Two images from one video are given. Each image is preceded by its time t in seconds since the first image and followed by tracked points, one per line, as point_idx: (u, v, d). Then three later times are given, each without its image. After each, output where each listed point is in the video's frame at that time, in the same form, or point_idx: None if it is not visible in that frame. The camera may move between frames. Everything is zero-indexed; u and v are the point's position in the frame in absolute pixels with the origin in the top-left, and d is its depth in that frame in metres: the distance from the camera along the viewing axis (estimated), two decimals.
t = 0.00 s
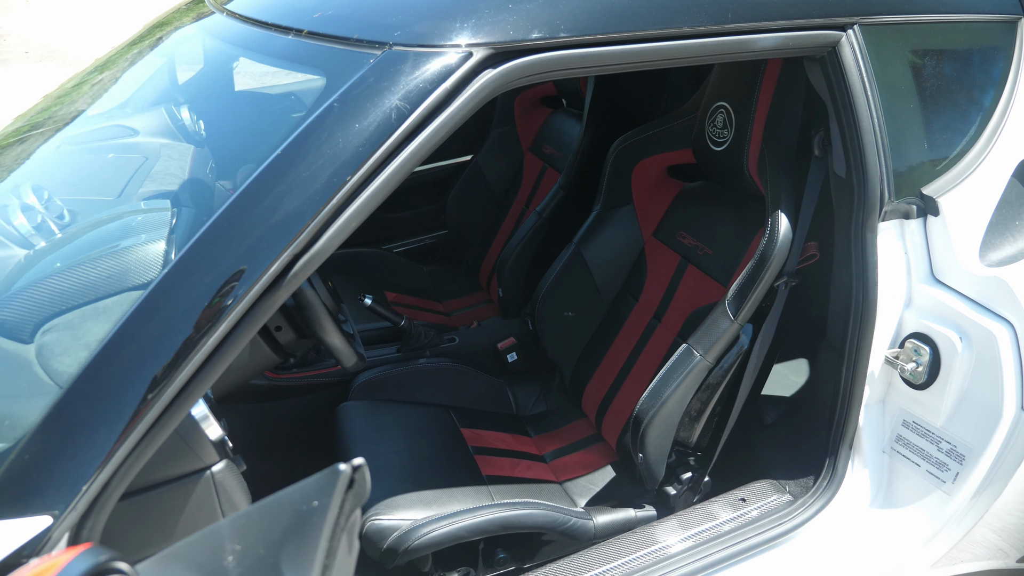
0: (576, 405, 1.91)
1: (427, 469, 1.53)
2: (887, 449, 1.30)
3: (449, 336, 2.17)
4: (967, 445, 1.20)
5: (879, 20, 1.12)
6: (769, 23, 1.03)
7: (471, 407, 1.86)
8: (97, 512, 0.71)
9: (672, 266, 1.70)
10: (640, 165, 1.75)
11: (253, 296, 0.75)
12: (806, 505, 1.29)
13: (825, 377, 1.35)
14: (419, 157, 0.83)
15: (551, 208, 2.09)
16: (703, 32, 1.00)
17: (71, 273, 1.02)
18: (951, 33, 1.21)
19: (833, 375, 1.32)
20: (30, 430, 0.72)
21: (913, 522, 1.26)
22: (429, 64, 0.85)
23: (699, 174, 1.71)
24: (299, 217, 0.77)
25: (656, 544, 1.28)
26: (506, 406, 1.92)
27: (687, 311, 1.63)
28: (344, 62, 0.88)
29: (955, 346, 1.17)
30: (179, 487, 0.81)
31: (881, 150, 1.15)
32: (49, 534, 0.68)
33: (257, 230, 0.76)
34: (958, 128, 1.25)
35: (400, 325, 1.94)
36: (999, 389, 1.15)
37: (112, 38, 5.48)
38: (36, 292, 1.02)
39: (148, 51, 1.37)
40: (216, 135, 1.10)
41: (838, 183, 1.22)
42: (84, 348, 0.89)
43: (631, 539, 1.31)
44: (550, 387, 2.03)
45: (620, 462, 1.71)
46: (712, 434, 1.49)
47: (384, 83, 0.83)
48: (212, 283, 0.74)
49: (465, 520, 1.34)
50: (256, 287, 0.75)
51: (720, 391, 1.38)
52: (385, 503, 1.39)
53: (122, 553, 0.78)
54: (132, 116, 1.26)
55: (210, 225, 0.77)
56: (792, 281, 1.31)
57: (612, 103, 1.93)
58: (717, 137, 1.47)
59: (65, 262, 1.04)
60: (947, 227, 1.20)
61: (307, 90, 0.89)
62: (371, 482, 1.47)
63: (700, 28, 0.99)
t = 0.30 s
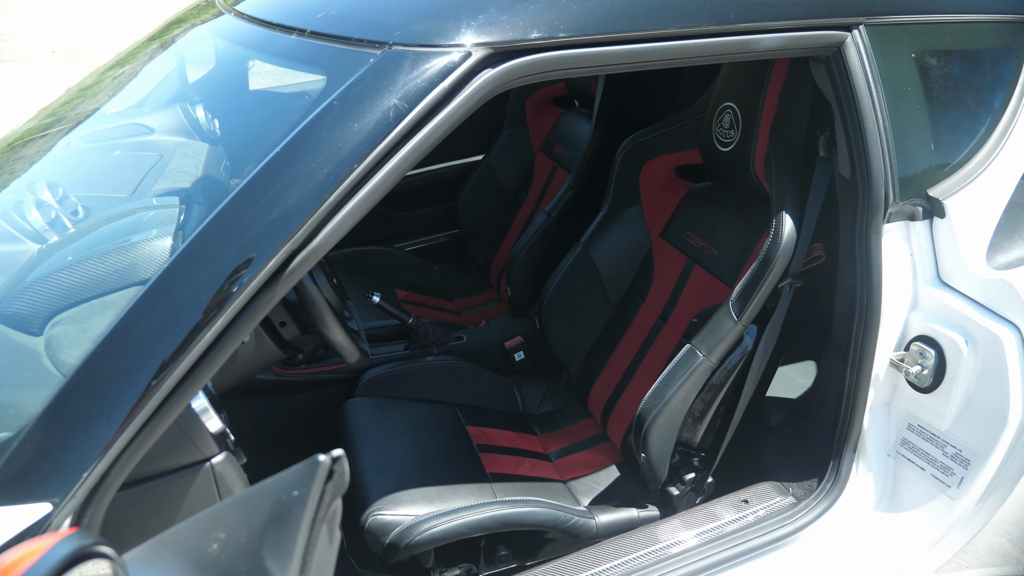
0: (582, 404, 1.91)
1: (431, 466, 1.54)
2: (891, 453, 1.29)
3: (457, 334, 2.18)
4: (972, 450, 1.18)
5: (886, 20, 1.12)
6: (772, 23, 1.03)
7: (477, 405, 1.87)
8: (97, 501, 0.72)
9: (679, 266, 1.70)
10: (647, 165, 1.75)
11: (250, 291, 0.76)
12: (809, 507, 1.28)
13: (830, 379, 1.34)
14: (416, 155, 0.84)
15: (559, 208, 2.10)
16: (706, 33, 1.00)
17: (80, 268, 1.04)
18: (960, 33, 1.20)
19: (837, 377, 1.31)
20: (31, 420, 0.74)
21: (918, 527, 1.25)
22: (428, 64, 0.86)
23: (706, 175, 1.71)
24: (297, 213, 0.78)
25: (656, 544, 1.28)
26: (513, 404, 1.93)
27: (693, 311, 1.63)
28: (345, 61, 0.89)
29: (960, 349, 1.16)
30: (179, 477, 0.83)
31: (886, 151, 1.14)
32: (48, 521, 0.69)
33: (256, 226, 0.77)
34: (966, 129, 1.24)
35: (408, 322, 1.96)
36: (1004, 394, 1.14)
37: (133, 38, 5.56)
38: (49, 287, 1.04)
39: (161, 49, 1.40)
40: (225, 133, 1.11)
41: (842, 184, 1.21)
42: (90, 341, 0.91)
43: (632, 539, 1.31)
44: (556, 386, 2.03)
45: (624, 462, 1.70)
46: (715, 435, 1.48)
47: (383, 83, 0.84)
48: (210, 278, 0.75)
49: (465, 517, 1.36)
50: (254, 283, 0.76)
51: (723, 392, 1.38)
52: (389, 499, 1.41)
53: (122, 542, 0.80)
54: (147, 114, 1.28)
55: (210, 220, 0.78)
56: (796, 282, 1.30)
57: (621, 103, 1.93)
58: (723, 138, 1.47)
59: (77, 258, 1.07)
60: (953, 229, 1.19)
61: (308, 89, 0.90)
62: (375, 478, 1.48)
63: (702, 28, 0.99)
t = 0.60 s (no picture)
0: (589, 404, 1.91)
1: (435, 462, 1.55)
2: (896, 457, 1.28)
3: (465, 332, 2.19)
4: (976, 455, 1.17)
5: (892, 21, 1.11)
6: (775, 23, 1.03)
7: (484, 403, 1.88)
8: (97, 488, 0.74)
9: (685, 268, 1.69)
10: (656, 166, 1.75)
11: (249, 286, 0.78)
12: (812, 510, 1.27)
13: (834, 381, 1.33)
14: (414, 153, 0.85)
15: (568, 208, 2.10)
16: (708, 33, 1.00)
17: (90, 262, 1.06)
18: (971, 35, 1.18)
19: (841, 380, 1.30)
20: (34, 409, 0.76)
21: (920, 532, 1.24)
22: (428, 64, 0.87)
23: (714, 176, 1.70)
24: (295, 209, 0.80)
25: (656, 544, 1.28)
26: (519, 403, 1.94)
27: (699, 312, 1.62)
28: (347, 60, 0.91)
29: (965, 354, 1.15)
30: (180, 468, 0.85)
31: (891, 153, 1.14)
32: (49, 506, 0.71)
33: (256, 221, 0.79)
34: (974, 131, 1.23)
35: (416, 320, 1.97)
36: (1010, 399, 1.12)
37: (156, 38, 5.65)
38: (61, 280, 1.06)
39: (176, 47, 1.42)
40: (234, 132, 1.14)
41: (848, 186, 1.21)
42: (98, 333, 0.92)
43: (632, 538, 1.31)
44: (563, 386, 2.04)
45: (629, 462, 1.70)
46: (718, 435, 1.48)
47: (383, 81, 0.86)
48: (209, 272, 0.77)
49: (466, 513, 1.37)
50: (252, 277, 0.78)
51: (726, 393, 1.38)
52: (391, 493, 1.43)
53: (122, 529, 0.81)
54: (164, 111, 1.30)
55: (211, 214, 0.80)
56: (801, 284, 1.29)
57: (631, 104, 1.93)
58: (731, 138, 1.47)
59: (88, 251, 1.09)
60: (959, 232, 1.18)
61: (310, 87, 0.92)
62: (379, 473, 1.50)
63: (704, 29, 0.99)
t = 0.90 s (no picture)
0: (596, 404, 1.91)
1: (441, 459, 1.57)
2: (901, 462, 1.26)
3: (474, 330, 2.21)
4: (982, 461, 1.16)
5: (901, 22, 1.10)
6: (781, 23, 1.03)
7: (492, 401, 1.89)
8: (100, 476, 0.76)
9: (693, 269, 1.69)
10: (665, 167, 1.75)
11: (250, 280, 0.80)
12: (815, 514, 1.26)
13: (840, 385, 1.32)
14: (414, 152, 0.87)
15: (579, 208, 2.10)
16: (711, 34, 1.00)
17: (103, 256, 1.09)
18: (983, 36, 1.17)
19: (847, 383, 1.29)
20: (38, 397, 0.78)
21: (925, 538, 1.22)
22: (430, 64, 0.89)
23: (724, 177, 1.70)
24: (296, 205, 0.82)
25: (658, 544, 1.28)
26: (527, 401, 1.94)
27: (706, 314, 1.61)
28: (350, 59, 0.93)
29: (971, 358, 1.14)
30: (182, 458, 0.87)
31: (897, 155, 1.13)
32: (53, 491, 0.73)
33: (258, 217, 0.81)
34: (985, 134, 1.21)
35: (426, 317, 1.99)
36: (1016, 405, 1.11)
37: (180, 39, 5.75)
38: (75, 272, 1.09)
39: (193, 45, 1.44)
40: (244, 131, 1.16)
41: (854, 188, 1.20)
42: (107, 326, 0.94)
43: (634, 538, 1.31)
44: (571, 385, 2.04)
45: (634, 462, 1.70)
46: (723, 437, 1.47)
47: (384, 81, 0.87)
48: (211, 265, 0.79)
49: (468, 509, 1.38)
50: (253, 272, 0.80)
51: (731, 395, 1.37)
52: (396, 488, 1.44)
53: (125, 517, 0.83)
54: (183, 109, 1.32)
55: (214, 209, 0.81)
56: (807, 286, 1.28)
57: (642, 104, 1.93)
58: (740, 140, 1.46)
59: (102, 245, 1.11)
60: (966, 235, 1.17)
61: (315, 85, 0.94)
62: (385, 468, 1.51)
63: (708, 29, 0.99)
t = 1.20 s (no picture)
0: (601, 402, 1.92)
1: (444, 455, 1.58)
2: (904, 465, 1.26)
3: (482, 328, 2.22)
4: (984, 466, 1.15)
5: (905, 23, 1.10)
6: (782, 24, 1.03)
7: (497, 398, 1.90)
8: (101, 463, 0.78)
9: (699, 269, 1.69)
10: (673, 167, 1.76)
11: (249, 274, 0.81)
12: (816, 516, 1.25)
13: (843, 386, 1.31)
14: (412, 149, 0.88)
15: (587, 207, 2.11)
16: (713, 34, 1.00)
17: (112, 250, 1.11)
18: (990, 37, 1.16)
19: (849, 385, 1.29)
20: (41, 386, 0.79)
21: (926, 542, 1.22)
22: (429, 63, 0.90)
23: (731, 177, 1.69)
24: (295, 201, 0.83)
25: (658, 543, 1.28)
26: (532, 400, 1.95)
27: (711, 314, 1.60)
28: (352, 58, 0.94)
29: (974, 362, 1.13)
30: (183, 448, 0.89)
31: (901, 156, 1.12)
32: (55, 476, 0.75)
33: (257, 212, 0.82)
34: (991, 135, 1.20)
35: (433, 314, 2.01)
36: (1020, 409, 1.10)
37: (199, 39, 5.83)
38: (85, 265, 1.12)
39: (209, 41, 1.46)
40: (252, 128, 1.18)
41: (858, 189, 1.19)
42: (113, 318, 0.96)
43: (635, 536, 1.31)
44: (577, 384, 2.05)
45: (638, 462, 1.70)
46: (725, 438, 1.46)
47: (384, 79, 0.89)
48: (211, 259, 0.81)
49: (468, 505, 1.40)
50: (252, 266, 0.81)
51: (733, 395, 1.37)
52: (398, 484, 1.46)
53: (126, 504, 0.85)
54: (199, 107, 1.34)
55: (215, 203, 0.83)
56: (809, 287, 1.28)
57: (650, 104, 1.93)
58: (746, 140, 1.46)
59: (112, 239, 1.14)
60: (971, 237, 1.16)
61: (317, 83, 0.95)
62: (388, 464, 1.53)
63: (708, 29, 1.00)
